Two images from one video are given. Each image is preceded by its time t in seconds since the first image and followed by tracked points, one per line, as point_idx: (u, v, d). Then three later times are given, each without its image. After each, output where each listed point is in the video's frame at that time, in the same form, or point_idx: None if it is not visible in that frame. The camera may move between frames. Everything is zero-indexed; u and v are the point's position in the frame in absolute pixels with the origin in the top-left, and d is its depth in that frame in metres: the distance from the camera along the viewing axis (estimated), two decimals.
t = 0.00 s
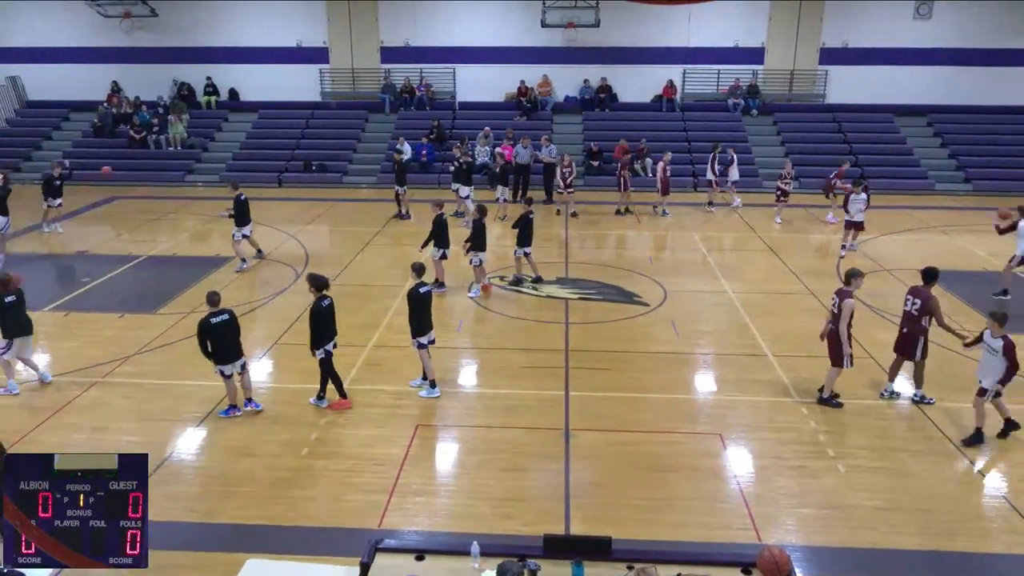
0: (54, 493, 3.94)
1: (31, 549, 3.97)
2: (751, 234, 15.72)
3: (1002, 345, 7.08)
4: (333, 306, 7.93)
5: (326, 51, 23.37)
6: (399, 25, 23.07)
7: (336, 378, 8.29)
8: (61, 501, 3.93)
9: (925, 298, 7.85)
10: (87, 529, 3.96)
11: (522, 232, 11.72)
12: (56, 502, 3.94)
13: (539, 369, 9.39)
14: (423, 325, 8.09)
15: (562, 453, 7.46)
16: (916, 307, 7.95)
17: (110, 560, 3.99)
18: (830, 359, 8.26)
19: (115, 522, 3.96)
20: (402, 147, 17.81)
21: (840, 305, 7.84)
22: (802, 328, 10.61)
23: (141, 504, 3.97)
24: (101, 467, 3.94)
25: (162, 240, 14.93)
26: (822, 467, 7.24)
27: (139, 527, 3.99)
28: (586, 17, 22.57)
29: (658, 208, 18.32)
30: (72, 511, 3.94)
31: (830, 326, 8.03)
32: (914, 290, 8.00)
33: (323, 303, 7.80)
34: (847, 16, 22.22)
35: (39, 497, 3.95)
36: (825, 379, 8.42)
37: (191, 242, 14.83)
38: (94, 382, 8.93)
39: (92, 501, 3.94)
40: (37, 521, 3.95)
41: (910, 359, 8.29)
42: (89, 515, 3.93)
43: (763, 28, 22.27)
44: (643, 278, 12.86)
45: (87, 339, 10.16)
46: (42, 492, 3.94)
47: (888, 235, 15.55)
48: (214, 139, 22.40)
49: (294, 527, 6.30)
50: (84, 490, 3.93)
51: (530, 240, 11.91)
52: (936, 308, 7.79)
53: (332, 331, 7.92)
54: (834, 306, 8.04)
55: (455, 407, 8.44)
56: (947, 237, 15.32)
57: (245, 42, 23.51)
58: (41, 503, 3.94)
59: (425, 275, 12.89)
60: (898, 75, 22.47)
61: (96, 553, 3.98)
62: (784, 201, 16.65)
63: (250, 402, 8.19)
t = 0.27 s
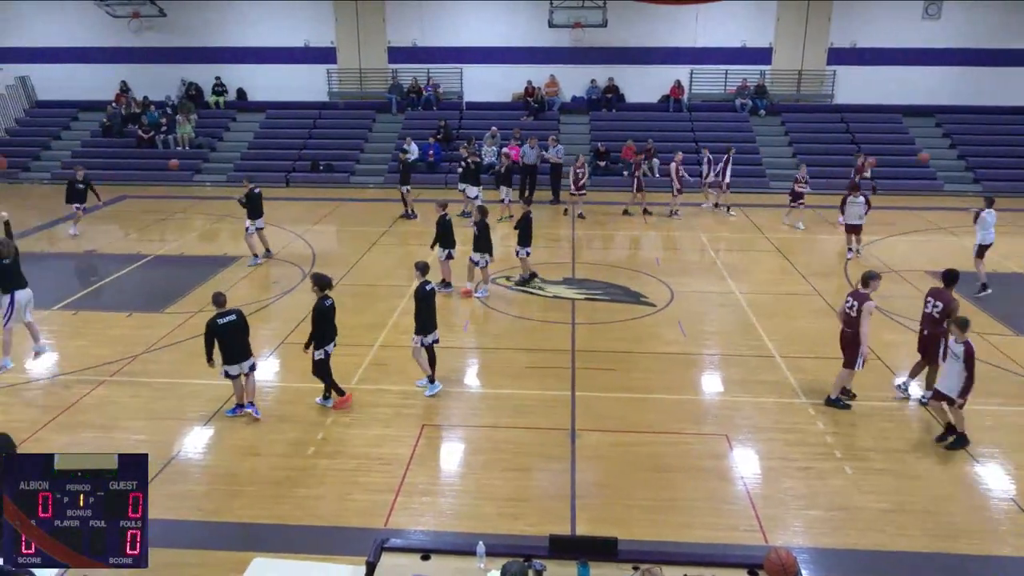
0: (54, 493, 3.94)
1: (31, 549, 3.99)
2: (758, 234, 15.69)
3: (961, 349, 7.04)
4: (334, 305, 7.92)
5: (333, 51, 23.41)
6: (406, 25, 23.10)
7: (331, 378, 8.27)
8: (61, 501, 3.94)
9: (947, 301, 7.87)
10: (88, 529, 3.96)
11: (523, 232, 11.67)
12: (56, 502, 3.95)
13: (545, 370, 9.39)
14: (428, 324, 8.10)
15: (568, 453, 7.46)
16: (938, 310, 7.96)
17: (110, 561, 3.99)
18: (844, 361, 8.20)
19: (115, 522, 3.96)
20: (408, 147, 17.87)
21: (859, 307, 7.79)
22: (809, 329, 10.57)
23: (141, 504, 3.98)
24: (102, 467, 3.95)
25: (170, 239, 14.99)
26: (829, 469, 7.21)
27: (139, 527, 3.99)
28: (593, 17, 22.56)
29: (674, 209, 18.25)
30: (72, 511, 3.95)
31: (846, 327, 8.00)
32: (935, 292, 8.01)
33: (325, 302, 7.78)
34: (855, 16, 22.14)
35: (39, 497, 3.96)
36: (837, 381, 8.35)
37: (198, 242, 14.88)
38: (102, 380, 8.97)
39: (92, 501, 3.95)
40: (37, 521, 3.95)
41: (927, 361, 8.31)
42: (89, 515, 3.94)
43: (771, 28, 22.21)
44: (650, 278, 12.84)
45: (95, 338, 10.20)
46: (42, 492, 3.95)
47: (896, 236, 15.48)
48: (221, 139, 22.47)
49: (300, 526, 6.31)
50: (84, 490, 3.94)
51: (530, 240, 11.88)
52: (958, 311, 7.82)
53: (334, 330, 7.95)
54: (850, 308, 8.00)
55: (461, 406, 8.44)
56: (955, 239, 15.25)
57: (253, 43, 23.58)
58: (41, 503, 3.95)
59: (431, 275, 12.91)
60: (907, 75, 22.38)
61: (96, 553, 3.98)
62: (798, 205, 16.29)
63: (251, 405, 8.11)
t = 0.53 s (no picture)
0: (54, 493, 3.96)
1: (31, 549, 4.01)
2: (763, 235, 15.66)
3: (931, 353, 7.02)
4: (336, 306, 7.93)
5: (339, 51, 23.45)
6: (411, 25, 23.12)
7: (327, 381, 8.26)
8: (61, 501, 3.96)
9: (961, 303, 7.86)
10: (88, 528, 3.98)
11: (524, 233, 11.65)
12: (56, 503, 3.97)
13: (550, 370, 9.38)
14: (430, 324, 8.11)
15: (572, 454, 7.45)
16: (952, 312, 7.95)
17: (110, 560, 4.00)
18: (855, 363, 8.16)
19: (115, 521, 3.97)
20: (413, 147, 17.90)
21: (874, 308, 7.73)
22: (814, 330, 10.55)
23: (141, 505, 3.99)
24: (102, 468, 3.97)
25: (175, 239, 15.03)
26: (834, 470, 7.20)
27: (139, 527, 4.00)
28: (598, 17, 22.55)
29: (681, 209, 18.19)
30: (72, 511, 3.97)
31: (857, 328, 7.96)
32: (950, 293, 7.99)
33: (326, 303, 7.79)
34: (861, 17, 22.10)
35: (39, 497, 3.98)
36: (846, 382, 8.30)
37: (204, 242, 14.91)
38: (107, 380, 8.99)
39: (92, 501, 3.96)
40: (37, 521, 3.97)
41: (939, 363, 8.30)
42: (89, 515, 3.96)
43: (777, 28, 22.18)
44: (655, 279, 12.83)
45: (101, 337, 10.23)
46: (42, 492, 3.97)
47: (902, 237, 15.44)
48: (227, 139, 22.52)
49: (304, 525, 6.32)
50: (84, 490, 3.96)
51: (530, 240, 11.87)
52: (972, 313, 7.82)
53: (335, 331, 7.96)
54: (863, 308, 7.94)
55: (465, 406, 8.45)
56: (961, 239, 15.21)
57: (258, 43, 23.62)
58: (41, 504, 3.97)
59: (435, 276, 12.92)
60: (913, 76, 22.32)
61: (96, 553, 3.99)
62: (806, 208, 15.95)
63: (256, 410, 8.05)
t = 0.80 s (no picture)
0: (54, 493, 3.97)
1: (30, 549, 4.02)
2: (766, 235, 15.66)
3: (903, 348, 7.06)
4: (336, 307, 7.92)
5: (342, 51, 23.46)
6: (413, 26, 23.14)
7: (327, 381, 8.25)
8: (61, 501, 3.97)
9: (965, 301, 7.81)
10: (87, 528, 3.98)
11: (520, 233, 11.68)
12: (56, 503, 3.98)
13: (552, 370, 9.37)
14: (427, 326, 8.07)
15: (575, 454, 7.45)
16: (956, 310, 7.91)
17: (109, 560, 4.00)
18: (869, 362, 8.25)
19: (115, 522, 3.97)
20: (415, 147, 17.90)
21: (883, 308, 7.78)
22: (817, 331, 10.54)
23: (141, 505, 3.99)
24: (101, 468, 3.97)
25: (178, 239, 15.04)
26: (836, 471, 7.18)
27: (139, 527, 4.00)
28: (600, 17, 22.55)
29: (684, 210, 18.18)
30: (72, 511, 3.97)
31: (869, 328, 8.04)
32: (954, 292, 7.94)
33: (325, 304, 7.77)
34: (864, 17, 22.08)
35: (39, 497, 3.98)
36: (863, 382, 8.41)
37: (206, 241, 14.92)
38: (110, 379, 9.01)
39: (92, 501, 3.96)
40: (36, 521, 3.98)
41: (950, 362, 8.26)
42: (89, 515, 3.96)
43: (780, 28, 22.16)
44: (657, 279, 12.82)
45: (103, 337, 10.25)
46: (42, 492, 3.98)
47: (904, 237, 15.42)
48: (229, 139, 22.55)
49: (306, 525, 6.33)
50: (84, 490, 3.97)
51: (526, 240, 11.88)
52: (976, 311, 7.77)
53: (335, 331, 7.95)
54: (874, 308, 8.00)
55: (467, 406, 8.45)
56: (964, 240, 15.19)
57: (261, 43, 23.65)
58: (41, 504, 3.98)
59: (437, 276, 12.92)
60: (916, 76, 22.29)
61: (95, 553, 3.99)
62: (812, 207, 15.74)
63: (258, 411, 8.02)
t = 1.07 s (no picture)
0: (54, 493, 3.99)
1: (30, 549, 4.03)
2: (766, 235, 15.67)
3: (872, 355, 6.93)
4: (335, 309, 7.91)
5: (342, 51, 23.47)
6: (413, 26, 23.13)
7: (327, 382, 8.23)
8: (61, 501, 3.99)
9: (966, 299, 7.81)
10: (87, 529, 4.00)
11: (513, 231, 11.68)
12: (55, 503, 3.99)
13: (552, 370, 9.38)
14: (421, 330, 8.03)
15: (575, 454, 7.45)
16: (957, 309, 7.92)
17: (110, 560, 4.02)
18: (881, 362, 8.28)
19: (115, 522, 3.99)
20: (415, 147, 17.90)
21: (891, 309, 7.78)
22: (816, 331, 10.55)
23: (141, 504, 4.00)
24: (101, 467, 3.98)
25: (178, 239, 15.05)
26: (836, 470, 7.19)
27: (139, 527, 4.01)
28: (600, 17, 22.55)
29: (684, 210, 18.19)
30: (72, 511, 3.99)
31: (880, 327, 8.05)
32: (955, 291, 7.95)
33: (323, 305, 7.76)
34: (864, 17, 22.08)
35: (39, 497, 4.00)
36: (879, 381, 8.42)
37: (206, 242, 14.92)
38: (110, 379, 9.00)
39: (92, 501, 3.98)
40: (37, 521, 3.99)
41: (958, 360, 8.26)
42: (89, 515, 3.98)
43: (779, 28, 22.16)
44: (657, 279, 12.83)
45: (103, 337, 10.24)
46: (42, 492, 3.99)
47: (904, 237, 15.43)
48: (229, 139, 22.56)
49: (306, 525, 6.32)
50: (84, 490, 3.98)
51: (519, 239, 11.90)
52: (976, 308, 7.76)
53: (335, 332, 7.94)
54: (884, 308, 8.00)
55: (468, 406, 8.45)
56: (964, 240, 15.20)
57: (261, 43, 23.65)
58: (41, 504, 3.99)
59: (437, 276, 12.92)
60: (917, 75, 22.28)
61: (96, 553, 4.01)
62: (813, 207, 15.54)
63: (258, 413, 8.00)
